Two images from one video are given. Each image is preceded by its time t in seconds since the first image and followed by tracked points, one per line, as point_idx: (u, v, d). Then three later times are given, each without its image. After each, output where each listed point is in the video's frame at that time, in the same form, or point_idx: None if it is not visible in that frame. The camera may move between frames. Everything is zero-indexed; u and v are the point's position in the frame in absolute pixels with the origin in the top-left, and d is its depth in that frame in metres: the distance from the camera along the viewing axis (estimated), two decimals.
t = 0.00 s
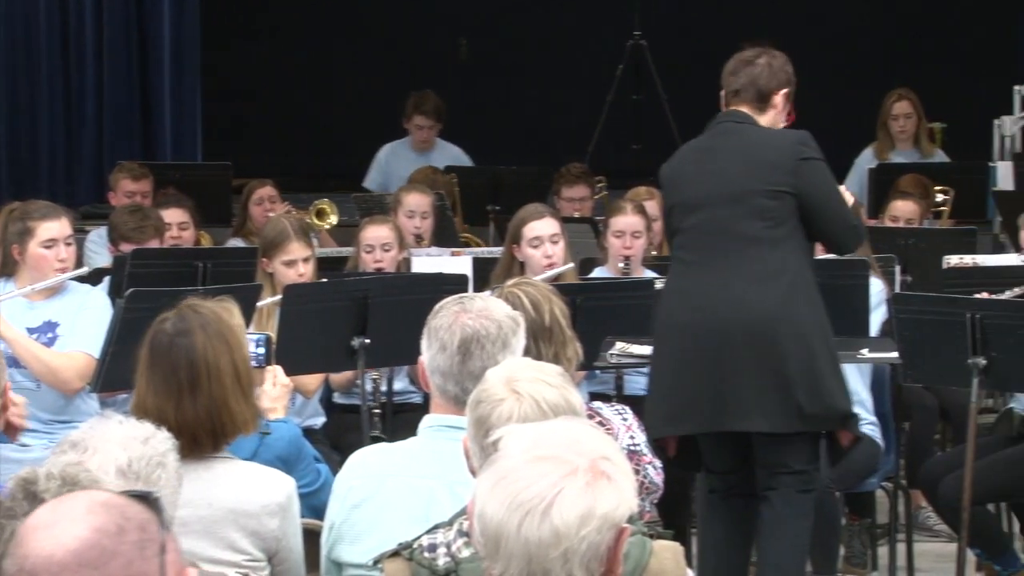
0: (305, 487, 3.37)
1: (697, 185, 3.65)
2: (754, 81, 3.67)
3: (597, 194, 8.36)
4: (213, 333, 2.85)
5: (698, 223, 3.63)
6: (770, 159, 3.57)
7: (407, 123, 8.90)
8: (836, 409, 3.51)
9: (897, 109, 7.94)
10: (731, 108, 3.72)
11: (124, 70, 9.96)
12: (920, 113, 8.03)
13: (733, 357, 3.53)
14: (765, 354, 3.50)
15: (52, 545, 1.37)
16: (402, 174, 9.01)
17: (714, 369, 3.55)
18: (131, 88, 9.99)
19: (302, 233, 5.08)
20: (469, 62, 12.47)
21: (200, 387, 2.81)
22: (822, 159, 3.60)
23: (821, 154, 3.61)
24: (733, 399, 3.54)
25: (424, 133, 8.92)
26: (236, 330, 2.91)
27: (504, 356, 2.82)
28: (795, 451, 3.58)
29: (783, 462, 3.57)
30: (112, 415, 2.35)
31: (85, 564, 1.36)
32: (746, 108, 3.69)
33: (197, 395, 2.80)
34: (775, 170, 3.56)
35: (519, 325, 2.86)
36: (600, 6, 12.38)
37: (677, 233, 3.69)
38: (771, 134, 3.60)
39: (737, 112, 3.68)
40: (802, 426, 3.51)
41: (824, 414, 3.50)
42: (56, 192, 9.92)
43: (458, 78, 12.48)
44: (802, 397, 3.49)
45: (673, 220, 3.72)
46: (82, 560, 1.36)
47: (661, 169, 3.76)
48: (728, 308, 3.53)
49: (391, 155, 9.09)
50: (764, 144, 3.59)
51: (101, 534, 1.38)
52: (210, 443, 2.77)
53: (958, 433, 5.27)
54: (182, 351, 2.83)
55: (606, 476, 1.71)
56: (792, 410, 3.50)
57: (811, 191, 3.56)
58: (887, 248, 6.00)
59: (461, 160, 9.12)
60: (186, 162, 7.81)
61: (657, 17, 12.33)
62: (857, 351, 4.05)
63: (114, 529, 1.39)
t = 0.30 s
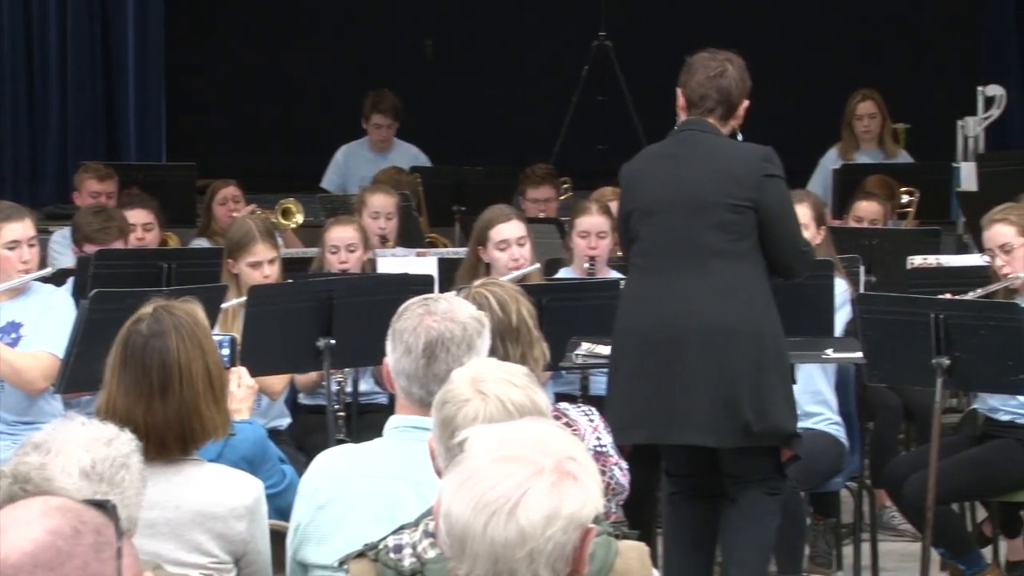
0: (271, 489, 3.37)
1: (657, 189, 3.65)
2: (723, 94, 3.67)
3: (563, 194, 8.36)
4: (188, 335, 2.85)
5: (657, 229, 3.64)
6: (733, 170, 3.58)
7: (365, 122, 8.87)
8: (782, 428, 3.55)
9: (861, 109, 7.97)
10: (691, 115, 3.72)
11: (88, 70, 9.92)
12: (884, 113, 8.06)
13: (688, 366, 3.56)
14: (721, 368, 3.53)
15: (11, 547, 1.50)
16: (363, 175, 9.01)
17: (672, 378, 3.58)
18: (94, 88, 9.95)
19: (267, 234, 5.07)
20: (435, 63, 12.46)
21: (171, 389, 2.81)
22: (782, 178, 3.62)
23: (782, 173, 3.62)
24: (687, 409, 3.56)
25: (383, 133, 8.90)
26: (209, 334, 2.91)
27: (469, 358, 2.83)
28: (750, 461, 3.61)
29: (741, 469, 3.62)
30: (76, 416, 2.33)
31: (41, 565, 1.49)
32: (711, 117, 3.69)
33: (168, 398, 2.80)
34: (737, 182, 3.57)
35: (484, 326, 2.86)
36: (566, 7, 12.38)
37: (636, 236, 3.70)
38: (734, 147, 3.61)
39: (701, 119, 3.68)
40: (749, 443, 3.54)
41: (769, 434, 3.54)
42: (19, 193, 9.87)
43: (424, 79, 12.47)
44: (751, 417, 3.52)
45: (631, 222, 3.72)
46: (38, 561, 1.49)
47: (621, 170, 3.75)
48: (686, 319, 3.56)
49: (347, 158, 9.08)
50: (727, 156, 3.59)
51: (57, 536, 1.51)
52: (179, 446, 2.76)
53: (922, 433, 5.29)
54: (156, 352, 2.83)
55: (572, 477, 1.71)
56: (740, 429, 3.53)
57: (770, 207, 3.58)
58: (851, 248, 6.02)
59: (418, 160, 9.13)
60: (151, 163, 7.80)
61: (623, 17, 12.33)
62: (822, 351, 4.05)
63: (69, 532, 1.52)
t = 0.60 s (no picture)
0: (219, 490, 3.36)
1: (609, 185, 3.63)
2: (665, 93, 3.69)
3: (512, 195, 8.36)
4: (144, 339, 2.83)
5: (613, 224, 3.61)
6: (689, 166, 3.59)
7: (322, 122, 8.86)
8: (745, 422, 3.58)
9: (809, 109, 8.02)
10: (634, 112, 3.72)
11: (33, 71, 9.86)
12: (831, 114, 8.10)
13: (656, 360, 3.54)
14: (687, 364, 3.54)
15: None
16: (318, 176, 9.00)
17: (635, 373, 3.55)
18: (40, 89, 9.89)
19: (215, 236, 5.05)
20: (383, 63, 12.43)
21: (125, 393, 2.79)
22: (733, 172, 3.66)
23: (732, 167, 3.67)
24: (655, 403, 3.55)
25: (340, 134, 8.89)
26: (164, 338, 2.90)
27: (418, 357, 2.83)
28: (705, 456, 3.63)
29: (688, 468, 3.64)
30: (20, 417, 2.31)
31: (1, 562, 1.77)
32: (656, 115, 3.70)
33: (122, 401, 2.78)
34: (694, 178, 3.59)
35: (432, 326, 2.87)
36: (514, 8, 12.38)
37: (584, 233, 3.66)
38: (688, 143, 3.63)
39: (648, 115, 3.68)
40: (711, 436, 3.57)
41: (731, 427, 3.57)
42: None
43: (372, 79, 12.44)
44: (716, 410, 3.55)
45: (578, 219, 3.69)
46: None
47: (562, 162, 3.70)
48: (651, 317, 3.54)
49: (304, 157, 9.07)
50: (684, 153, 3.61)
51: (17, 537, 1.79)
52: (130, 451, 2.74)
53: (868, 433, 5.32)
54: (112, 355, 2.81)
55: (520, 477, 1.71)
56: (705, 421, 3.56)
57: (725, 202, 3.62)
58: (798, 248, 6.05)
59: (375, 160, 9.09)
60: (97, 163, 7.76)
61: (571, 18, 12.33)
62: (769, 350, 4.07)
63: (29, 532, 1.80)
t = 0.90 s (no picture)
0: (175, 490, 3.35)
1: (567, 183, 3.61)
2: (617, 90, 3.69)
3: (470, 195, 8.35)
4: (86, 335, 2.79)
5: (575, 224, 3.59)
6: (651, 165, 3.61)
7: (290, 121, 8.84)
8: (704, 418, 3.62)
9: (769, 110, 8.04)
10: (586, 110, 3.73)
11: None
12: (791, 115, 8.12)
13: (623, 359, 3.53)
14: (655, 362, 3.54)
15: None
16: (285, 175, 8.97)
17: (601, 371, 3.54)
18: None
19: (172, 237, 5.04)
20: (341, 63, 12.40)
21: (73, 390, 2.76)
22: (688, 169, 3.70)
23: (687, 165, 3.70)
24: (623, 403, 3.54)
25: (308, 133, 8.87)
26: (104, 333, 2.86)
27: (378, 356, 2.82)
28: (664, 454, 3.65)
29: (649, 466, 3.65)
30: None
31: None
32: (607, 112, 3.71)
33: (70, 399, 2.75)
34: (656, 177, 3.61)
35: (391, 325, 2.86)
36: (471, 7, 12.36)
37: (540, 232, 3.64)
38: (645, 141, 3.65)
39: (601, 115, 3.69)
40: (677, 434, 3.59)
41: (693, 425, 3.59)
42: None
43: (329, 78, 12.42)
44: (683, 407, 3.57)
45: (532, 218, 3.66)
46: None
47: (513, 160, 3.67)
48: (617, 316, 3.53)
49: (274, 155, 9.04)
50: (643, 152, 3.62)
51: None
52: (81, 448, 2.72)
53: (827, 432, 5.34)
54: (56, 354, 2.76)
55: (478, 477, 1.71)
56: (672, 419, 3.57)
57: (685, 200, 3.65)
58: (757, 248, 6.06)
59: (342, 161, 9.07)
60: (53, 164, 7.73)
61: (529, 17, 12.32)
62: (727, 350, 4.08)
63: None
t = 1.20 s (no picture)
0: (137, 492, 3.34)
1: (531, 190, 3.60)
2: (576, 99, 3.69)
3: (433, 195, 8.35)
4: (45, 336, 2.74)
5: (537, 232, 3.59)
6: (614, 175, 3.62)
7: (255, 121, 8.83)
8: (665, 429, 3.62)
9: (732, 111, 8.05)
10: (545, 120, 3.72)
11: None
12: (754, 115, 8.15)
13: (585, 368, 3.53)
14: (617, 373, 3.55)
15: None
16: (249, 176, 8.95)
17: (565, 378, 3.54)
18: None
19: (133, 237, 5.02)
20: (302, 63, 12.38)
21: (32, 390, 2.72)
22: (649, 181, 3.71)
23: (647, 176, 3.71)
24: (585, 412, 3.54)
25: (272, 132, 8.85)
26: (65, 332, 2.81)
27: (338, 358, 2.81)
28: (626, 462, 3.66)
29: (612, 473, 3.66)
30: None
31: None
32: (568, 122, 3.71)
33: (29, 399, 2.72)
34: (618, 187, 3.62)
35: (352, 327, 2.85)
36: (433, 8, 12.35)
37: (502, 238, 3.63)
38: (607, 151, 3.66)
39: (562, 124, 3.68)
40: (637, 445, 3.60)
41: (655, 436, 3.60)
42: None
43: (291, 78, 12.39)
44: (644, 420, 3.57)
45: (494, 225, 3.65)
46: None
47: (474, 164, 3.65)
48: (580, 324, 3.53)
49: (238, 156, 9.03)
50: (605, 161, 3.63)
51: None
52: (41, 449, 2.70)
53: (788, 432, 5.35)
54: (14, 354, 2.72)
55: (441, 478, 1.71)
56: (633, 429, 3.57)
57: (646, 212, 3.66)
58: (718, 249, 6.07)
59: (307, 161, 9.05)
60: (12, 164, 7.70)
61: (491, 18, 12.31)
62: (689, 351, 4.08)
63: None
